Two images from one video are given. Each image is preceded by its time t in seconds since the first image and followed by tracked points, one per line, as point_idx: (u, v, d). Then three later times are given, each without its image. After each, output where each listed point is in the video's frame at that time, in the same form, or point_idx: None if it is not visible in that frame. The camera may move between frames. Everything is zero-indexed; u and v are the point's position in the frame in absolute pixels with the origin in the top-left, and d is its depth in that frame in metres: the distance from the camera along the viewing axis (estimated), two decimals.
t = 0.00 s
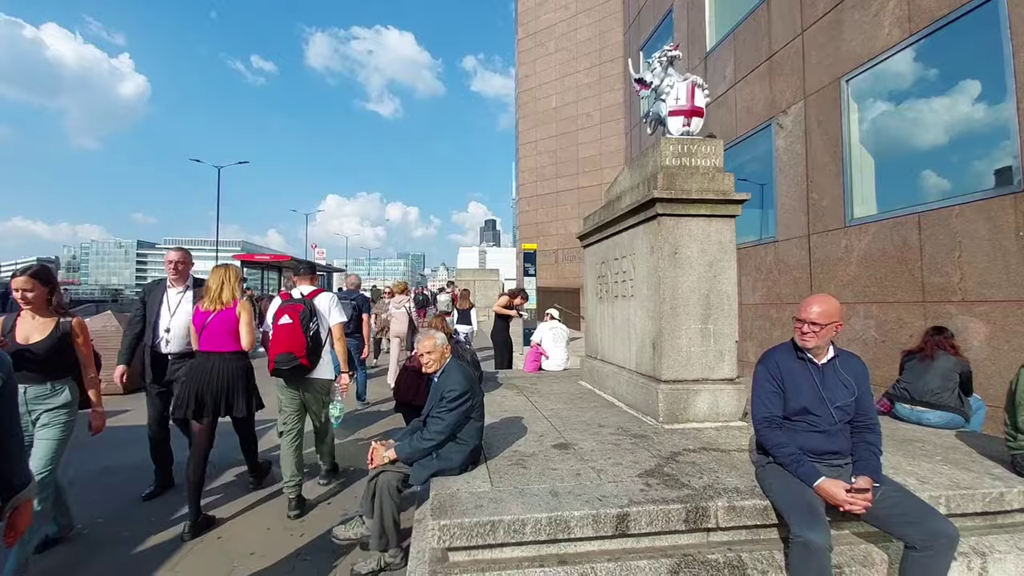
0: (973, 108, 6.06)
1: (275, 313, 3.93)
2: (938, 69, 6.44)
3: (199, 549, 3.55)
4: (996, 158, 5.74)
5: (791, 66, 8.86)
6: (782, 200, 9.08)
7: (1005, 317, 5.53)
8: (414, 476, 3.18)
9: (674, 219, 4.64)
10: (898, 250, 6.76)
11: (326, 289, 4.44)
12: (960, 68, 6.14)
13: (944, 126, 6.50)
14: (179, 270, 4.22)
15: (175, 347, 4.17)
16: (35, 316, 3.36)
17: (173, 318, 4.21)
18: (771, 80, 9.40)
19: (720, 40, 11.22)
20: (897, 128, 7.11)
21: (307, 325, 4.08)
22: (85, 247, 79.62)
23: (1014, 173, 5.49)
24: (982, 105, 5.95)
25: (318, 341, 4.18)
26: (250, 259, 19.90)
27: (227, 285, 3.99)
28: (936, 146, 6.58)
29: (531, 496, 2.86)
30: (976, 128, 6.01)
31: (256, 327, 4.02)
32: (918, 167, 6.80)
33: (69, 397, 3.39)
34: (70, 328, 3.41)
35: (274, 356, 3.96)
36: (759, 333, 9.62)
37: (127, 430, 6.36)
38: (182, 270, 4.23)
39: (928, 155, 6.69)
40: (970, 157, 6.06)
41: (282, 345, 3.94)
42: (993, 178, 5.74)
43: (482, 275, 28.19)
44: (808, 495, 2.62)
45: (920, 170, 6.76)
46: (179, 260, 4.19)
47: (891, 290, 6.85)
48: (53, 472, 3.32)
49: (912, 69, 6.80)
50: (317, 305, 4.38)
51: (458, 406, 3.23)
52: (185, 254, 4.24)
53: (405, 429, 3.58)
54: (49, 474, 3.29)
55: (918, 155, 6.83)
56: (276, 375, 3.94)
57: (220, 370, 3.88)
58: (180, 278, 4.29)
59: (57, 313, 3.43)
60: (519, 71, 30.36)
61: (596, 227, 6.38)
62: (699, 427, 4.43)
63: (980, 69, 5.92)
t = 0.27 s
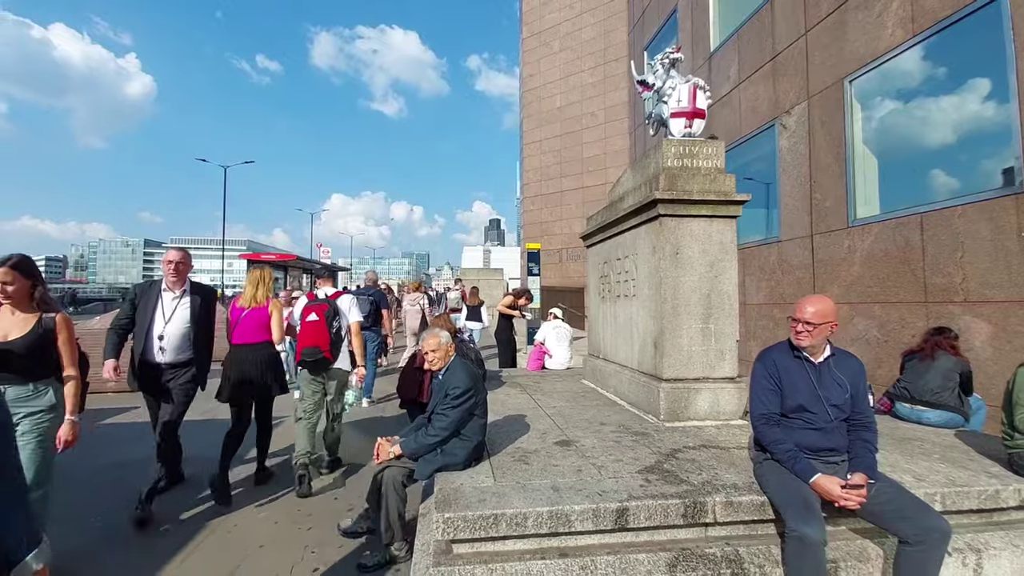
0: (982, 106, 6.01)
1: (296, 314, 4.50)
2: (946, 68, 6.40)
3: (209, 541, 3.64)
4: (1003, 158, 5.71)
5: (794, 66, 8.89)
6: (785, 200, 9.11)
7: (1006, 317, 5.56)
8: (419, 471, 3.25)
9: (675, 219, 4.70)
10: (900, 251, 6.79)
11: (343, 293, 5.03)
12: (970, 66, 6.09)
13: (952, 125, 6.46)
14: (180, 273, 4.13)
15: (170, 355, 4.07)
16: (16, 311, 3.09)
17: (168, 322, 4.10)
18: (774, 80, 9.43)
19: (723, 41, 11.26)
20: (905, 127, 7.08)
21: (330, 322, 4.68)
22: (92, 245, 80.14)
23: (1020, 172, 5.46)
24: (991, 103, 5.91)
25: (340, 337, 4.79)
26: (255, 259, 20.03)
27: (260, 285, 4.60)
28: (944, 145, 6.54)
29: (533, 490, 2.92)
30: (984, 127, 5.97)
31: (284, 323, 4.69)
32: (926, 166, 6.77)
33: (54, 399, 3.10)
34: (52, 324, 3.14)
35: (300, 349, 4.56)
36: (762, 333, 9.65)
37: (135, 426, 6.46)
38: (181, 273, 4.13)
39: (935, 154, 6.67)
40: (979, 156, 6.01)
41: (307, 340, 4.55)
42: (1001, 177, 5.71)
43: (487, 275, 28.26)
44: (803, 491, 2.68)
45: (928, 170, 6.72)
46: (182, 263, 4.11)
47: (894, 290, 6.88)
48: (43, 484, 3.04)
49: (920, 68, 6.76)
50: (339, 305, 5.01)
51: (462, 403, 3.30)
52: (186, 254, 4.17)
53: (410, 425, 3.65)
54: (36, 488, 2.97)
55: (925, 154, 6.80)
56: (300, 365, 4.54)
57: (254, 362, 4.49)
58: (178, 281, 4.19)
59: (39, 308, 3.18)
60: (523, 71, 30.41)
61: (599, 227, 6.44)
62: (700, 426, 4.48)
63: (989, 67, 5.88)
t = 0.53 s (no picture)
0: (988, 105, 6.00)
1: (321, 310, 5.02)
2: (952, 67, 6.38)
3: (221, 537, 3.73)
4: (1009, 157, 5.70)
5: (796, 68, 8.94)
6: (787, 201, 9.16)
7: (1007, 317, 5.60)
8: (425, 468, 3.34)
9: (677, 221, 4.77)
10: (901, 251, 6.83)
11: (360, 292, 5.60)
12: (976, 65, 6.08)
13: (958, 125, 6.45)
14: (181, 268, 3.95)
15: (174, 357, 3.92)
16: None
17: (171, 323, 3.93)
18: (776, 82, 9.48)
19: (726, 42, 11.32)
20: (911, 126, 7.08)
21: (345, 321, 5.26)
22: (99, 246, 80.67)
23: None
24: (997, 103, 5.89)
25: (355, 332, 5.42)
26: (261, 259, 20.18)
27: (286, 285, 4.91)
28: (950, 144, 6.53)
29: (537, 486, 3.00)
30: (990, 126, 5.96)
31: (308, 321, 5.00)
32: (931, 166, 6.77)
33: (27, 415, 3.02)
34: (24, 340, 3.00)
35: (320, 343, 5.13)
36: (764, 333, 9.70)
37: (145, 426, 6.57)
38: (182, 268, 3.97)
39: (940, 154, 6.66)
40: (985, 155, 6.00)
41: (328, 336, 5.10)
42: (1006, 177, 5.71)
43: (490, 275, 28.35)
44: (800, 486, 2.74)
45: (934, 169, 6.72)
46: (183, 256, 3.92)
47: (895, 291, 6.93)
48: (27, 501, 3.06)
49: (926, 67, 6.74)
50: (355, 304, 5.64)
51: (467, 401, 3.38)
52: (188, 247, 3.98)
53: (416, 423, 3.73)
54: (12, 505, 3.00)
55: (931, 153, 6.80)
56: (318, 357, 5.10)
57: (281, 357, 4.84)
58: (179, 277, 4.01)
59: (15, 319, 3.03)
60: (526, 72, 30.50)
61: (602, 229, 6.51)
62: (701, 424, 4.55)
63: (996, 66, 5.86)
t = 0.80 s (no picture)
0: (993, 105, 5.98)
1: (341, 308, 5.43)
2: (958, 65, 6.36)
3: (231, 531, 3.82)
4: (1013, 157, 5.68)
5: (798, 69, 8.99)
6: (789, 202, 9.21)
7: (1007, 317, 5.64)
8: (432, 464, 3.41)
9: (678, 222, 4.83)
10: (903, 252, 6.88)
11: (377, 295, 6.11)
12: (981, 64, 6.08)
13: (963, 123, 6.42)
14: (177, 270, 3.66)
15: (182, 366, 3.69)
16: None
17: (174, 330, 3.69)
18: (779, 83, 9.53)
19: (728, 44, 11.38)
20: (917, 125, 7.07)
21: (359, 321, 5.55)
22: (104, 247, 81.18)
23: None
24: (1001, 102, 5.87)
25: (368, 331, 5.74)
26: (266, 259, 20.32)
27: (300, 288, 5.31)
28: (955, 143, 6.52)
29: (541, 482, 3.07)
30: (996, 126, 5.94)
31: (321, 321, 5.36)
32: (936, 164, 6.76)
33: None
34: None
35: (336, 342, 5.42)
36: (766, 333, 9.75)
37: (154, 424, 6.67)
38: (179, 270, 3.68)
39: (946, 153, 6.65)
40: (990, 154, 5.99)
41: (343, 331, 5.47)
42: (1011, 177, 5.69)
43: (493, 276, 28.42)
44: (799, 482, 2.81)
45: (938, 168, 6.72)
46: (178, 256, 3.63)
47: (896, 291, 6.97)
48: None
49: (932, 65, 6.72)
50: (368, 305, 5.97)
51: (472, 399, 3.46)
52: (182, 246, 3.68)
53: (423, 420, 3.80)
54: None
55: (936, 152, 6.79)
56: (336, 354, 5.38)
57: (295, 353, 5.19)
58: (177, 280, 3.73)
59: None
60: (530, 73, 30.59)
61: (604, 230, 6.58)
62: (703, 423, 4.61)
63: (1001, 65, 5.85)
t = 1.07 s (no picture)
0: (998, 103, 5.98)
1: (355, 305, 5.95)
2: (963, 64, 6.35)
3: (241, 526, 3.88)
4: (1018, 156, 5.69)
5: (801, 69, 9.01)
6: (792, 201, 9.24)
7: (1009, 316, 5.67)
8: (439, 460, 3.47)
9: (682, 222, 4.88)
10: (905, 251, 6.91)
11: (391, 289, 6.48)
12: (986, 63, 6.08)
13: (968, 122, 6.43)
14: (173, 262, 3.34)
15: (185, 368, 3.40)
16: None
17: (174, 329, 3.39)
18: (782, 82, 9.55)
19: (731, 44, 11.41)
20: (922, 124, 7.07)
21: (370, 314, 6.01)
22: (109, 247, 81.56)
23: None
24: (1007, 101, 5.87)
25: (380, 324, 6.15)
26: (271, 259, 20.43)
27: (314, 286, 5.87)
28: (959, 142, 6.53)
29: (546, 477, 3.13)
30: (1001, 124, 5.94)
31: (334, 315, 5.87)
32: (940, 164, 6.77)
33: None
34: None
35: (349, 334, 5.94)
36: (769, 333, 9.79)
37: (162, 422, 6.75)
38: (174, 262, 3.36)
39: (949, 152, 6.66)
40: (995, 153, 6.00)
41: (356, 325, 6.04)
42: (1016, 176, 5.70)
43: (497, 275, 28.47)
44: (800, 477, 2.86)
45: (942, 168, 6.72)
46: (173, 246, 3.32)
47: (899, 290, 7.00)
48: None
49: (937, 64, 6.70)
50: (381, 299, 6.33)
51: (479, 396, 3.52)
52: (177, 234, 3.36)
53: (430, 417, 3.87)
54: None
55: (940, 151, 6.80)
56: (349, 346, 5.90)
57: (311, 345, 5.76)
58: (172, 273, 3.40)
59: None
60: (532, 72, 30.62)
61: (608, 229, 6.63)
62: (706, 420, 4.66)
63: (1007, 64, 5.85)
